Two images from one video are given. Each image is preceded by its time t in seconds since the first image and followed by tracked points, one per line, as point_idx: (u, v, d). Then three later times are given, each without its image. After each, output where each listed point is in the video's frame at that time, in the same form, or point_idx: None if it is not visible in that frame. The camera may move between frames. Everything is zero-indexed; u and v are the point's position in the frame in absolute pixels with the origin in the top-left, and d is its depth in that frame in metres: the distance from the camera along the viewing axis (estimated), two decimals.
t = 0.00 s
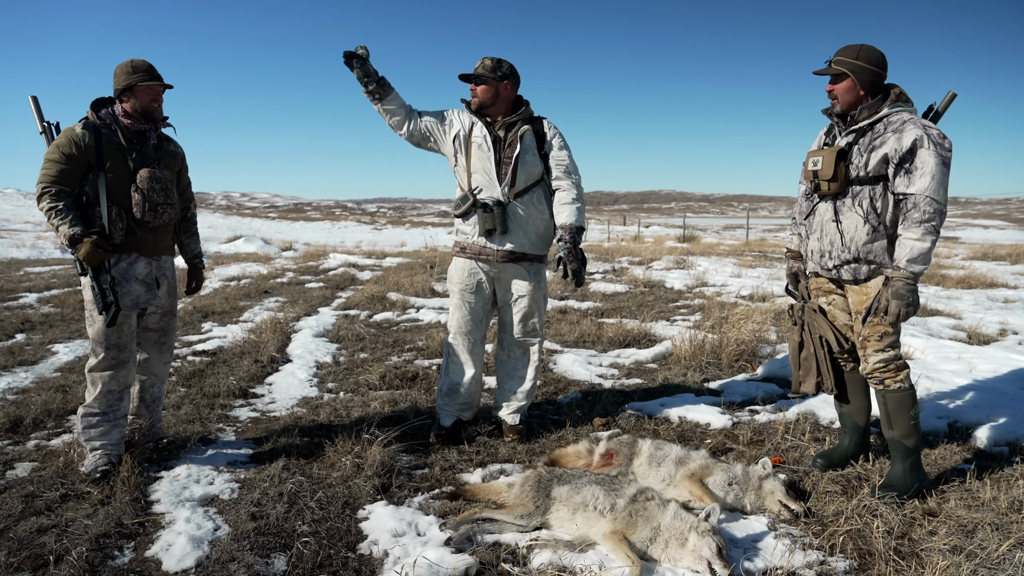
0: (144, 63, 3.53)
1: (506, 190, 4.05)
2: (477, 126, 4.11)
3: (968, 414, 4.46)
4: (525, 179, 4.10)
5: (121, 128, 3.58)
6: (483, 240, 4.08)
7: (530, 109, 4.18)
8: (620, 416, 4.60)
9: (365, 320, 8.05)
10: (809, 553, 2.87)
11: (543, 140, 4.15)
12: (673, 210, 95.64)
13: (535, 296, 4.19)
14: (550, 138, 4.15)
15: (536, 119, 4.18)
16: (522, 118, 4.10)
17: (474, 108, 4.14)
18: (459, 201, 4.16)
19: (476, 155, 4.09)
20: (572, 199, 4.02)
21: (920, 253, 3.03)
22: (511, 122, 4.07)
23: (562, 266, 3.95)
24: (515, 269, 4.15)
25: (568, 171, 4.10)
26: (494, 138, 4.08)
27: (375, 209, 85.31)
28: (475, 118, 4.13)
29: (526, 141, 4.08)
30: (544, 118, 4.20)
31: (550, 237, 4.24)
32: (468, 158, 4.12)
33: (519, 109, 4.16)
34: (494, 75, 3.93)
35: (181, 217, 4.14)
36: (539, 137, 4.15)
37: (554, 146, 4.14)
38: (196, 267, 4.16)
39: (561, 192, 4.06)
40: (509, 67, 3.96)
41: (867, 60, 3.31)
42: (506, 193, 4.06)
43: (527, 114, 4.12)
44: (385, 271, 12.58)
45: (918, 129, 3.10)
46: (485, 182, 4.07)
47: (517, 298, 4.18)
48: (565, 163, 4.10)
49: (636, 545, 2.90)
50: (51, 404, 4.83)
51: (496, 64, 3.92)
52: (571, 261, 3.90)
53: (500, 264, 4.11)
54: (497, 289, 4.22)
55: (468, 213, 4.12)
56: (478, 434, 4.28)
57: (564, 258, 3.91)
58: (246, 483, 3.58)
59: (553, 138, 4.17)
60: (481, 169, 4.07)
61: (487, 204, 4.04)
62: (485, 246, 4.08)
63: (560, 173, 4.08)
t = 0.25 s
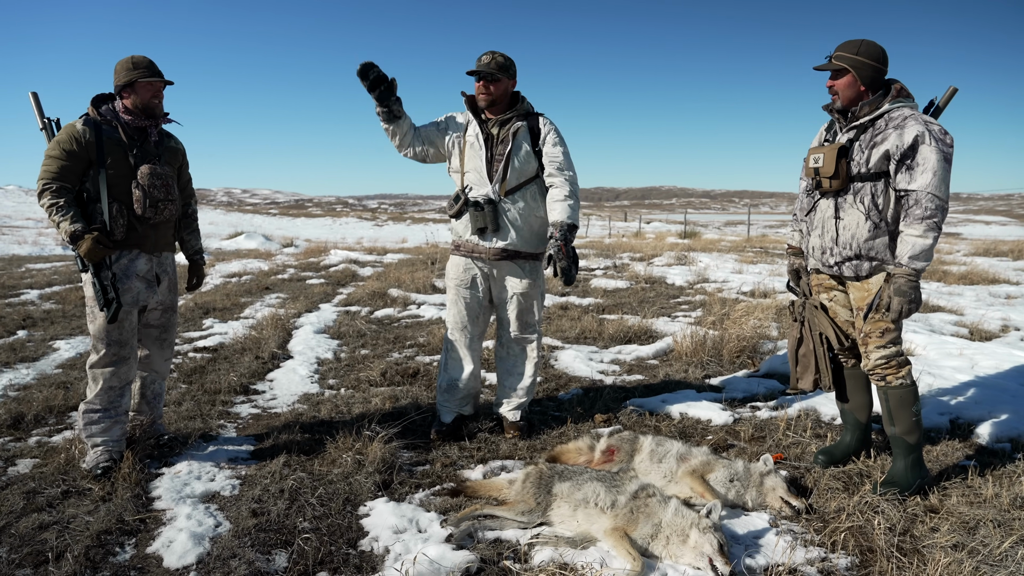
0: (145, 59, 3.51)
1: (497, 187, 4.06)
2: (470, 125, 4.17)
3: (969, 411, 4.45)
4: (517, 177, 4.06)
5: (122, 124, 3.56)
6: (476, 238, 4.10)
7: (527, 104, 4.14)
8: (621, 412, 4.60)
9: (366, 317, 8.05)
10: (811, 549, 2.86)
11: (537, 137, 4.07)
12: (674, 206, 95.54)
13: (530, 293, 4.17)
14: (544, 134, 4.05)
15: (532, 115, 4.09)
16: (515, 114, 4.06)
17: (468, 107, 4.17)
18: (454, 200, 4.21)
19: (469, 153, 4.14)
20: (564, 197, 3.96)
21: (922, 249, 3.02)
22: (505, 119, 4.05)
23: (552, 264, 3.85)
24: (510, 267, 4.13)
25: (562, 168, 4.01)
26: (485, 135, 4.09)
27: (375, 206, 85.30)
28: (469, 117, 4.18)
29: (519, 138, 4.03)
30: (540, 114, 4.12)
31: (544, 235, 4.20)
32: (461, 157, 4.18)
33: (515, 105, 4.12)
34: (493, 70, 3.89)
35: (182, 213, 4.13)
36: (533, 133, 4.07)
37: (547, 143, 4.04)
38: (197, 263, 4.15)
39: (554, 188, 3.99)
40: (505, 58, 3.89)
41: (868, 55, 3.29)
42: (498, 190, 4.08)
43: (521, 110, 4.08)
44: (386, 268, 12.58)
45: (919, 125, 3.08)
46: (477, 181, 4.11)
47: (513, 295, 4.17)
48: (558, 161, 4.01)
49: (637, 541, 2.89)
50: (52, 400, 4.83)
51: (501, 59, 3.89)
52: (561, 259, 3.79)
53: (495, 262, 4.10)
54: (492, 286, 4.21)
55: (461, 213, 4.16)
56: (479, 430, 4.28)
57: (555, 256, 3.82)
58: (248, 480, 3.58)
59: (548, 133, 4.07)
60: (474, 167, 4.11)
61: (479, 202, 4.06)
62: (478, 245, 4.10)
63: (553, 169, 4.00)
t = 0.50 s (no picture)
0: (148, 57, 3.51)
1: (505, 185, 4.04)
2: (473, 125, 4.14)
3: (974, 410, 4.43)
4: (524, 174, 4.08)
5: (125, 123, 3.56)
6: (485, 237, 4.07)
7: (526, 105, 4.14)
8: (625, 411, 4.60)
9: (369, 315, 8.06)
10: (815, 549, 2.85)
11: (539, 133, 4.11)
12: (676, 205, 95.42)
13: (536, 293, 4.15)
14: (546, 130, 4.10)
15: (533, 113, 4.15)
16: (518, 113, 4.09)
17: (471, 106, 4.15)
18: (459, 200, 4.17)
19: (473, 153, 4.11)
20: (568, 190, 3.97)
21: (925, 248, 3.01)
22: (507, 117, 4.06)
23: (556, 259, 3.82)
24: (515, 265, 4.11)
25: (565, 163, 4.04)
26: (490, 134, 4.07)
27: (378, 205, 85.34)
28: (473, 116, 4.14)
29: (522, 135, 4.05)
30: (542, 113, 4.16)
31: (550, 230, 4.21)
32: (465, 157, 4.13)
33: (516, 104, 4.13)
34: (499, 70, 3.88)
35: (185, 211, 4.13)
36: (535, 129, 4.10)
37: (549, 138, 4.09)
38: (200, 262, 4.15)
39: (557, 183, 4.01)
40: (505, 56, 3.86)
41: (870, 53, 3.27)
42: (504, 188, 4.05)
43: (523, 109, 4.11)
44: (389, 266, 12.59)
45: (922, 123, 3.06)
46: (484, 179, 4.07)
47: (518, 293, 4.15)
48: (560, 155, 4.04)
49: (641, 541, 2.89)
50: (57, 398, 4.84)
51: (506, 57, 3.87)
52: (565, 252, 3.76)
53: (503, 261, 4.09)
54: (497, 284, 4.20)
55: (468, 212, 4.12)
56: (482, 429, 4.28)
57: (559, 250, 3.79)
58: (251, 478, 3.58)
59: (550, 130, 4.12)
60: (479, 166, 4.08)
61: (486, 200, 4.03)
62: (487, 243, 4.07)
63: (556, 164, 4.03)
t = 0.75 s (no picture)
0: (153, 57, 3.52)
1: (522, 184, 4.04)
2: (483, 124, 4.09)
3: (981, 412, 4.41)
4: (538, 172, 4.11)
5: (131, 123, 3.58)
6: (501, 236, 4.03)
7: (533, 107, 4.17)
8: (630, 412, 4.59)
9: (374, 315, 8.07)
10: (821, 550, 2.84)
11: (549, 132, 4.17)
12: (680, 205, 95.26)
13: (547, 293, 4.17)
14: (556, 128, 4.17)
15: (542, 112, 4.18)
16: (528, 113, 4.12)
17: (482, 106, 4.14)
18: (473, 200, 4.11)
19: (486, 152, 4.06)
20: (582, 186, 4.04)
21: (930, 249, 3.00)
22: (518, 117, 4.08)
23: (576, 253, 3.93)
24: (530, 265, 4.13)
25: (577, 161, 4.11)
26: (503, 134, 4.06)
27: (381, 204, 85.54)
28: (483, 114, 4.10)
29: (534, 134, 4.09)
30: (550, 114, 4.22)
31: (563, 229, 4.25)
32: (478, 156, 4.07)
33: (525, 105, 4.16)
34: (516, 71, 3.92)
35: (191, 211, 4.14)
36: (545, 128, 4.15)
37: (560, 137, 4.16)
38: (206, 261, 4.16)
39: (570, 180, 4.08)
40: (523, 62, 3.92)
41: (875, 54, 3.26)
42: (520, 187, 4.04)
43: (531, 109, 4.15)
44: (394, 266, 12.61)
45: (928, 124, 3.05)
46: (500, 178, 4.04)
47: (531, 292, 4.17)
48: (573, 153, 4.11)
49: (647, 541, 2.88)
50: (63, 397, 4.86)
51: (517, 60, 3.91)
52: (585, 246, 3.88)
53: (518, 260, 4.09)
54: (510, 284, 4.19)
55: (482, 212, 4.07)
56: (487, 429, 4.28)
57: (578, 244, 3.89)
58: (257, 477, 3.59)
59: (558, 130, 4.20)
60: (494, 165, 4.03)
61: (502, 199, 4.01)
62: (504, 242, 4.04)
63: (569, 163, 4.10)
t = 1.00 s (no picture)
0: (154, 56, 3.53)
1: (535, 184, 4.09)
2: (492, 123, 4.05)
3: (982, 411, 4.42)
4: (548, 172, 4.21)
5: (131, 122, 3.58)
6: (514, 236, 4.03)
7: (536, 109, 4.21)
8: (631, 411, 4.60)
9: (376, 314, 8.08)
10: (822, 549, 2.85)
11: (554, 131, 4.31)
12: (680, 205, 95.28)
13: (552, 291, 4.23)
14: (562, 129, 4.33)
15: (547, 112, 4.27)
16: (535, 113, 4.18)
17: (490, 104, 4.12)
18: (484, 200, 4.04)
19: (498, 151, 4.02)
20: (590, 185, 4.29)
21: (930, 248, 3.00)
22: (528, 117, 4.15)
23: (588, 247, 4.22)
24: (538, 264, 4.16)
25: (581, 161, 4.38)
26: (514, 134, 4.07)
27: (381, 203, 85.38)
28: (493, 113, 4.08)
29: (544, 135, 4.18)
30: (550, 113, 4.34)
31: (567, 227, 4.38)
32: (489, 155, 4.03)
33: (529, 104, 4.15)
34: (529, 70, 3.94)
35: (192, 210, 4.15)
36: (551, 128, 4.28)
37: (567, 138, 4.34)
38: (207, 260, 4.16)
39: (580, 180, 4.32)
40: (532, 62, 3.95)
41: (875, 53, 3.27)
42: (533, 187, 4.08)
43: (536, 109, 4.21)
44: (395, 266, 12.61)
45: (928, 123, 3.05)
46: (514, 178, 4.03)
47: (537, 290, 4.19)
48: (580, 154, 4.37)
49: (647, 540, 2.89)
50: (65, 396, 4.87)
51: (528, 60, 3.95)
52: (600, 241, 4.19)
53: (529, 260, 4.11)
54: (515, 283, 4.17)
55: (494, 212, 4.03)
56: (488, 428, 4.28)
57: (593, 240, 4.20)
58: (258, 476, 3.59)
59: (561, 130, 4.36)
60: (506, 165, 4.02)
61: (517, 199, 4.00)
62: (518, 241, 4.05)
63: (576, 163, 4.35)
